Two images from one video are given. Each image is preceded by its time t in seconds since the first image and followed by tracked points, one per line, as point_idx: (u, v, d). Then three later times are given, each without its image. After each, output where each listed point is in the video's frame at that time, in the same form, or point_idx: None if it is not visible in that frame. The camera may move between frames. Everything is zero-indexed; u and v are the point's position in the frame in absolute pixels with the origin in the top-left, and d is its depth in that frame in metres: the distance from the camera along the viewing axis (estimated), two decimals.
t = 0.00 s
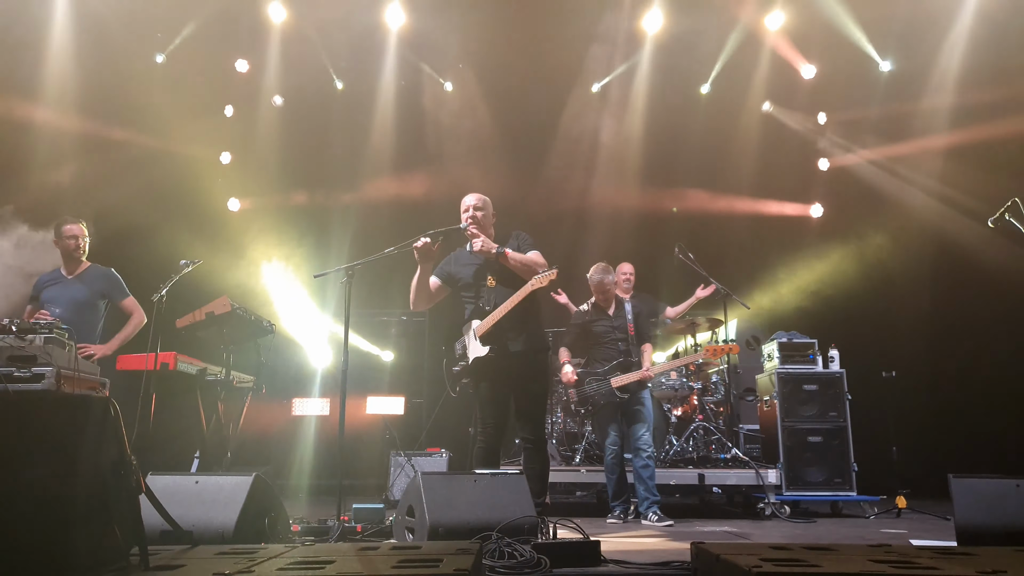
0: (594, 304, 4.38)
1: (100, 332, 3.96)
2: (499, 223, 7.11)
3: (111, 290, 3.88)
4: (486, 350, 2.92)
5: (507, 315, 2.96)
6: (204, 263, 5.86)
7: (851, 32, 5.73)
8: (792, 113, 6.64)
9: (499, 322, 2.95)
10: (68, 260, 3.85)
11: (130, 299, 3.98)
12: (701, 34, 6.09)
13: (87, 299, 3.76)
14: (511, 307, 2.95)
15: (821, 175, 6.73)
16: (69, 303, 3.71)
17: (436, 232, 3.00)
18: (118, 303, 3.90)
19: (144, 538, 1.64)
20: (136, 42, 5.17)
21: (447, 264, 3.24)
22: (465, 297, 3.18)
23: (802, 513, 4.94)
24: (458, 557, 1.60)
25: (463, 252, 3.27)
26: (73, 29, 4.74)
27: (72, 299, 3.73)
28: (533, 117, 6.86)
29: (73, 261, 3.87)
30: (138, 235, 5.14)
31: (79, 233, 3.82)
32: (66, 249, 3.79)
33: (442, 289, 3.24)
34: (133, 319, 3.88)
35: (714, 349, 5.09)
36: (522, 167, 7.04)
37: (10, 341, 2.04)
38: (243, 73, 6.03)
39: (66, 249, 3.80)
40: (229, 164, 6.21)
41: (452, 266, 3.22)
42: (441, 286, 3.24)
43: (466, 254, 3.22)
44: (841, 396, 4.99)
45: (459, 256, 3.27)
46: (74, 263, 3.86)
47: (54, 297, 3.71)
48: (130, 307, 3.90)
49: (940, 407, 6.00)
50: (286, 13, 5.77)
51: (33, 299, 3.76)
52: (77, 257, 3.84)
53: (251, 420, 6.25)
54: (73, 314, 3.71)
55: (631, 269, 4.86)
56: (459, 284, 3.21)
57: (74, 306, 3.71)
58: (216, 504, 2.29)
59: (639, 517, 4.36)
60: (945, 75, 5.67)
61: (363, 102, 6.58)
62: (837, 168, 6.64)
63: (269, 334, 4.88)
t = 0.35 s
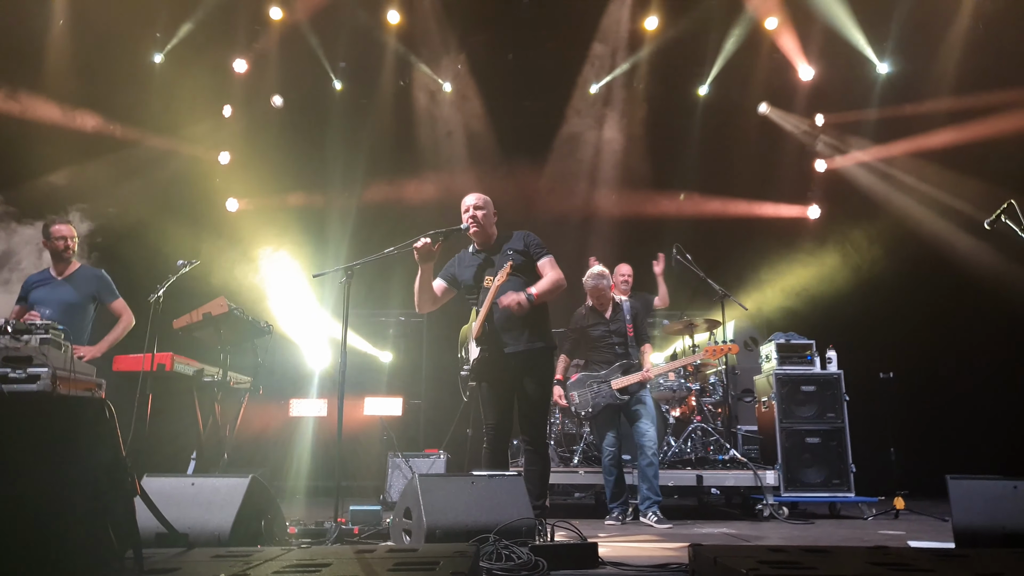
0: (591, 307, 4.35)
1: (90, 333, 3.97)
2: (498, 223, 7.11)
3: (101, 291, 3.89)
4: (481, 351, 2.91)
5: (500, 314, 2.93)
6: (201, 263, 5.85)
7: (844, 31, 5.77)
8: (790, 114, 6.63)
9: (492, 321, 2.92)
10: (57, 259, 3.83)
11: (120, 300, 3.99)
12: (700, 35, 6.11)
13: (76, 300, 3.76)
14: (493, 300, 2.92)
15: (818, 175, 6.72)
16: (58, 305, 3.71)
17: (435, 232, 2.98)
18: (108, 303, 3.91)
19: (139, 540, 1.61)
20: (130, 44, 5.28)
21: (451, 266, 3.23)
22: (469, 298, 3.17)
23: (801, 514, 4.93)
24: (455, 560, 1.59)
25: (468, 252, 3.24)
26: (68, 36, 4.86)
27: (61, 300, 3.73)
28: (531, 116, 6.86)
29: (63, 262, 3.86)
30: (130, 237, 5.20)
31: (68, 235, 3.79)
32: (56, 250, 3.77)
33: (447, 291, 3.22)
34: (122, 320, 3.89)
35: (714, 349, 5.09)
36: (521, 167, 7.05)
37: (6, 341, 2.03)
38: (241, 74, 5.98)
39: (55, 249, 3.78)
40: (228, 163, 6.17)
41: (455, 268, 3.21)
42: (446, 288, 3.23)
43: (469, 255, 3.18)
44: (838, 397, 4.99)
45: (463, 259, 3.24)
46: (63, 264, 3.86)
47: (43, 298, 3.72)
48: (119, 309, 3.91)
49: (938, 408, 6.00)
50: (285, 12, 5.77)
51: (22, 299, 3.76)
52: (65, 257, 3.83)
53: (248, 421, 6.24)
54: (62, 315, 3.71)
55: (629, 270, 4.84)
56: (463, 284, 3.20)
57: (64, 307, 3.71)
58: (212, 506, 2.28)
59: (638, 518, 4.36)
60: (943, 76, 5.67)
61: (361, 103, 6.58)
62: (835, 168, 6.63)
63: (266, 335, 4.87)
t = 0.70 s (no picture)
0: (590, 308, 4.35)
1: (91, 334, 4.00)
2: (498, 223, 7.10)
3: (98, 292, 3.91)
4: (477, 352, 2.91)
5: (496, 315, 2.95)
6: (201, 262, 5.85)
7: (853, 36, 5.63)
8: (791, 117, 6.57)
9: (489, 322, 2.94)
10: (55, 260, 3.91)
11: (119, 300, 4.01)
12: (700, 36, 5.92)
13: (75, 300, 3.79)
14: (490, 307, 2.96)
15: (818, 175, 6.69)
16: (58, 305, 3.75)
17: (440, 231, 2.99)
18: (106, 304, 3.92)
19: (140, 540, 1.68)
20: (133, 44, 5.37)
21: (450, 265, 3.23)
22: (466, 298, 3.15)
23: (800, 515, 4.93)
24: (453, 560, 1.59)
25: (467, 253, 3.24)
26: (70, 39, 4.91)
27: (61, 300, 3.77)
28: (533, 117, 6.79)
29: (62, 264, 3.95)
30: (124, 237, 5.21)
31: (69, 235, 3.96)
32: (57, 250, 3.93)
33: (446, 290, 3.23)
34: (119, 320, 3.90)
35: (714, 349, 5.10)
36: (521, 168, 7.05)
37: (8, 340, 2.06)
38: (240, 74, 5.90)
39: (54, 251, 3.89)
40: (229, 164, 6.24)
41: (454, 268, 3.21)
42: (446, 287, 3.23)
43: (469, 255, 3.19)
44: (838, 398, 4.99)
45: (463, 259, 3.25)
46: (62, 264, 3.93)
47: (42, 298, 3.76)
48: (117, 309, 3.92)
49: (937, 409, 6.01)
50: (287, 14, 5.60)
51: (20, 300, 3.80)
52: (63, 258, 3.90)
53: (248, 420, 6.25)
54: (63, 315, 3.73)
55: (627, 270, 4.86)
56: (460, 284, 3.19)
57: (63, 307, 3.74)
58: (211, 504, 2.29)
59: (636, 519, 4.36)
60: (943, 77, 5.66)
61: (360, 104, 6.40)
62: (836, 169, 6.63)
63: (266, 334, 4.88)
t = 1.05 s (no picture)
0: (591, 308, 4.34)
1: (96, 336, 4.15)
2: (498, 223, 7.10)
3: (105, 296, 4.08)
4: (479, 354, 2.90)
5: (500, 318, 2.93)
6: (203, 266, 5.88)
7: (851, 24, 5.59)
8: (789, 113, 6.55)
9: (491, 326, 2.92)
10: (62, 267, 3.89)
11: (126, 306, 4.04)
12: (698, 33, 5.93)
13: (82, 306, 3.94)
14: (505, 308, 2.91)
15: (818, 169, 6.69)
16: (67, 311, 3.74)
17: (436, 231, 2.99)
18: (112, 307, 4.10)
19: (145, 543, 1.66)
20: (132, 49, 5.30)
21: (449, 265, 3.21)
22: (466, 298, 3.14)
23: (804, 511, 4.93)
24: (457, 560, 1.59)
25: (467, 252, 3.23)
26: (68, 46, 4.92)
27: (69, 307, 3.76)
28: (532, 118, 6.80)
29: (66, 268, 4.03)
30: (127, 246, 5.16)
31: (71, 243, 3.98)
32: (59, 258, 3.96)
33: (445, 289, 3.22)
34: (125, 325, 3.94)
35: (722, 351, 5.12)
36: (520, 167, 7.06)
37: (11, 348, 2.04)
38: (238, 78, 6.01)
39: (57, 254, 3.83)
40: (229, 168, 6.27)
41: (452, 267, 3.20)
42: (444, 287, 3.22)
43: (469, 255, 3.18)
44: (841, 394, 4.99)
45: (461, 258, 3.24)
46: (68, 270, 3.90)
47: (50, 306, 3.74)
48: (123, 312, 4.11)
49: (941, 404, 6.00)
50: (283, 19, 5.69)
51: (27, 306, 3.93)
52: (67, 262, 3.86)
53: (251, 424, 6.25)
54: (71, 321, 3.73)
55: (629, 269, 4.84)
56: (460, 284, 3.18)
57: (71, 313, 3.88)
58: (216, 507, 2.29)
59: (640, 517, 4.36)
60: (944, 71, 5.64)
61: (358, 106, 6.44)
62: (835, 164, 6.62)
63: (268, 337, 4.88)
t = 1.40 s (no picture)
0: (599, 305, 4.31)
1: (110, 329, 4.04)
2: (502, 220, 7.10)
3: (117, 290, 3.94)
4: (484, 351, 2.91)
5: (502, 313, 2.92)
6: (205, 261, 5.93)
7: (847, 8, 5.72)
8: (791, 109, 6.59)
9: (494, 322, 2.92)
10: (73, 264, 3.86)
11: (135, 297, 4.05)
12: (702, 26, 6.03)
13: (96, 304, 3.80)
14: (504, 303, 2.91)
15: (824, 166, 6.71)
16: (81, 308, 3.76)
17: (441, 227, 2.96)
18: (125, 302, 3.98)
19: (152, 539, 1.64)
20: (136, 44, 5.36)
21: (453, 262, 3.23)
22: (470, 295, 3.15)
23: (810, 507, 4.92)
24: (463, 553, 1.59)
25: (470, 248, 3.22)
26: (71, 39, 4.94)
27: (82, 304, 3.77)
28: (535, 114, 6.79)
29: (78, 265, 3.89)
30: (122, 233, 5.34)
31: (84, 238, 3.81)
32: (72, 254, 3.80)
33: (449, 286, 3.24)
34: (141, 317, 3.96)
35: (728, 344, 5.11)
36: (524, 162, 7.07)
37: (17, 345, 2.10)
38: (241, 74, 5.97)
39: (70, 251, 3.80)
40: (234, 164, 6.23)
41: (456, 265, 3.21)
42: (447, 283, 3.24)
43: (473, 251, 3.17)
44: (846, 390, 4.98)
45: (465, 255, 3.24)
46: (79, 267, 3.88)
47: (63, 303, 3.75)
48: (138, 306, 3.97)
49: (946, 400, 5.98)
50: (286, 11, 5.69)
51: (39, 303, 3.79)
52: (81, 259, 3.84)
53: (256, 420, 6.27)
54: (85, 319, 3.75)
55: (634, 265, 4.85)
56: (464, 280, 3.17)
57: (85, 310, 3.76)
58: (222, 504, 2.30)
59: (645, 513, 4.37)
60: (949, 66, 5.62)
61: (362, 101, 6.51)
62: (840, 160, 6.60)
63: (273, 334, 4.88)
